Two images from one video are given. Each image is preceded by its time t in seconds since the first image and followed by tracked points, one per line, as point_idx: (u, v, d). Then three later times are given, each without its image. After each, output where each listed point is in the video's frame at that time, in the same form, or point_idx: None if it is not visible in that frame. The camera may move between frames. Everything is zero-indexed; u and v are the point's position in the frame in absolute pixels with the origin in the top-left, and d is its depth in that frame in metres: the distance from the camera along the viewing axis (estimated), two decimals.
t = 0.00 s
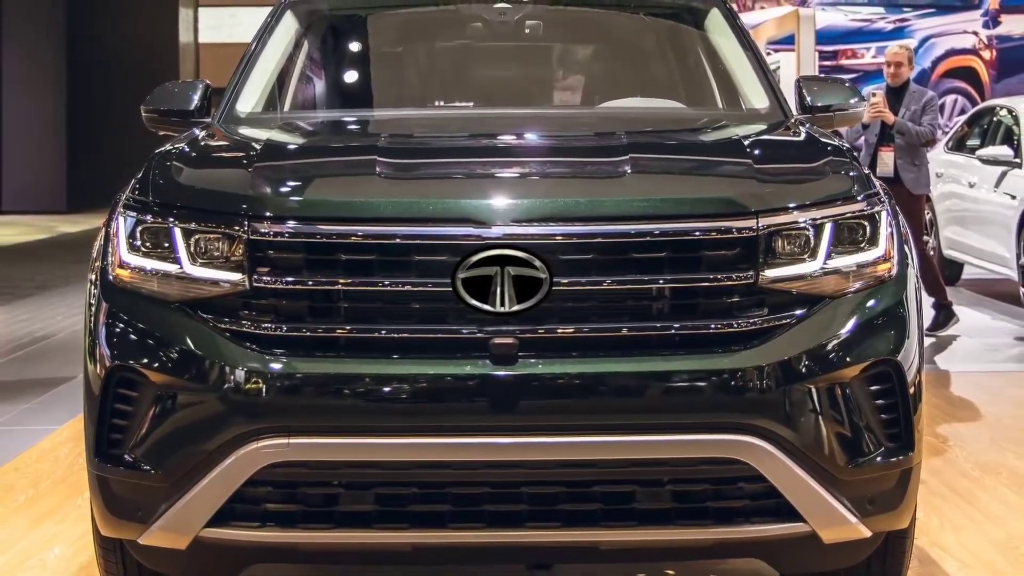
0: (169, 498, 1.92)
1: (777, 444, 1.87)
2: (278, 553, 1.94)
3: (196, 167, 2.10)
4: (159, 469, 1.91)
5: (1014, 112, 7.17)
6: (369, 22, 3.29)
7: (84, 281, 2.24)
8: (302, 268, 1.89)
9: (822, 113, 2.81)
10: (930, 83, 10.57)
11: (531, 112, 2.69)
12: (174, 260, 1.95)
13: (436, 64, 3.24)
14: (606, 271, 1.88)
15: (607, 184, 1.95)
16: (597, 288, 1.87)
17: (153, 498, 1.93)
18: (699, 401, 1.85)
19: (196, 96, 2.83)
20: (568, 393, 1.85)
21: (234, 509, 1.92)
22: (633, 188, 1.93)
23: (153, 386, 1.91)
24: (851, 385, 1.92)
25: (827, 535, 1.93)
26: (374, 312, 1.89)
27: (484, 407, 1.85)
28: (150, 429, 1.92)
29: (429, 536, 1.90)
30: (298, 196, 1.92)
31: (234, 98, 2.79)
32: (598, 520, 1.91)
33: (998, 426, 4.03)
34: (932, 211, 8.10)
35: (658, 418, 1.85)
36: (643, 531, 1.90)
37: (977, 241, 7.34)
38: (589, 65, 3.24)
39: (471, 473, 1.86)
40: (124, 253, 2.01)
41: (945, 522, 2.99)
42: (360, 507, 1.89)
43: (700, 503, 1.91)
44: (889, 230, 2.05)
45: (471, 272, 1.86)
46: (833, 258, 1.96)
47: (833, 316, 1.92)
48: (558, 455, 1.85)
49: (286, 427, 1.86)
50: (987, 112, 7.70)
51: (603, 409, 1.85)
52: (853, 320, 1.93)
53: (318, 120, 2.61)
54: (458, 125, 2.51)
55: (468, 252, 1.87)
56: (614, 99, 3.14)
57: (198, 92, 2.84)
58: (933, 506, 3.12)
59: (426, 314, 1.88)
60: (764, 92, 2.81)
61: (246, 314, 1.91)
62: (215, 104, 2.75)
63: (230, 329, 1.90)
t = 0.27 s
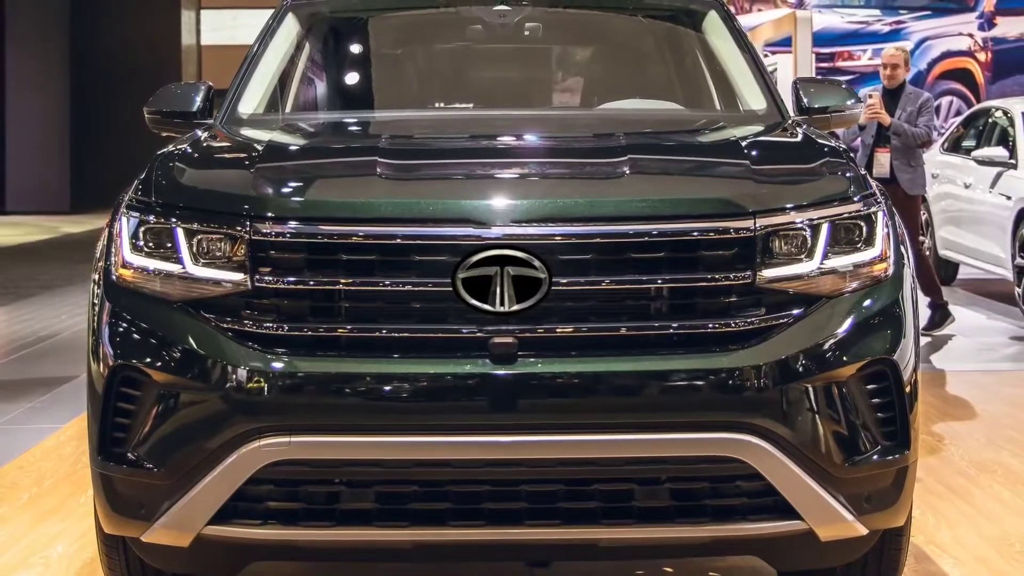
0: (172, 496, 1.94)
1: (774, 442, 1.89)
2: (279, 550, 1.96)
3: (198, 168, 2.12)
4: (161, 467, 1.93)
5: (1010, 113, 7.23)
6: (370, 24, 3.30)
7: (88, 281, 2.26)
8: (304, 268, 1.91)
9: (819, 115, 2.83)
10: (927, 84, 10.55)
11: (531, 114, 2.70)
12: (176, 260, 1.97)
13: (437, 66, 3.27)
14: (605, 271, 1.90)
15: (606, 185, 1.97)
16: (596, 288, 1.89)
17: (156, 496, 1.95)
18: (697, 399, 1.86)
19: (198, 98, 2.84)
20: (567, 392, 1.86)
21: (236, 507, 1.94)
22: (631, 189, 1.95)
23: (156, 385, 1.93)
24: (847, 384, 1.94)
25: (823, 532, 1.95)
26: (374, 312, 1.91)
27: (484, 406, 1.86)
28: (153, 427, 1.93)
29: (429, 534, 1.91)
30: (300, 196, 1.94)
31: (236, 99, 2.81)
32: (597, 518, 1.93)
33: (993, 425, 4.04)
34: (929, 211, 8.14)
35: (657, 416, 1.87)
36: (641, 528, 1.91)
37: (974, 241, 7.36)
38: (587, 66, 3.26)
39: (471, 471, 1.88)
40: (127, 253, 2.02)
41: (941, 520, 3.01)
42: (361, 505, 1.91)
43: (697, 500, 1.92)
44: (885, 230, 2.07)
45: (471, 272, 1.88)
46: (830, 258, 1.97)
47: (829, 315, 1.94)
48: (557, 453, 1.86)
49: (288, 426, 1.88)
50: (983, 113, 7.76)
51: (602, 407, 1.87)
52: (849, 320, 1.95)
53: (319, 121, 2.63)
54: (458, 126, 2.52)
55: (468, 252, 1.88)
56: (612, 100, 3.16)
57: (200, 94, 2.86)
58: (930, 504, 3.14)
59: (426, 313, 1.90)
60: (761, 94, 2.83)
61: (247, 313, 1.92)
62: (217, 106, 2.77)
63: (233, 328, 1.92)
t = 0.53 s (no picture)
0: (174, 494, 1.96)
1: (771, 441, 1.91)
2: (281, 548, 1.97)
3: (201, 169, 2.14)
4: (164, 466, 1.95)
5: (1005, 114, 7.30)
6: (371, 26, 3.30)
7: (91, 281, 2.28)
8: (305, 268, 1.92)
9: (816, 117, 2.85)
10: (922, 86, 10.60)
11: (531, 115, 2.72)
12: (179, 261, 1.99)
13: (438, 68, 3.30)
14: (604, 271, 1.91)
15: (604, 186, 1.98)
16: (595, 287, 1.90)
17: (158, 494, 1.97)
18: (695, 398, 1.88)
19: (200, 100, 2.86)
20: (566, 391, 1.88)
21: (237, 504, 1.95)
22: (630, 189, 1.97)
23: (159, 384, 1.94)
24: (844, 383, 1.95)
25: (820, 530, 1.97)
26: (375, 312, 1.92)
27: (483, 405, 1.88)
28: (156, 426, 1.95)
29: (430, 532, 1.93)
30: (301, 197, 1.96)
31: (238, 101, 2.83)
32: (596, 516, 1.94)
33: (989, 423, 4.06)
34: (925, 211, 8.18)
35: (655, 415, 1.89)
36: (640, 526, 1.93)
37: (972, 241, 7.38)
38: (586, 68, 3.28)
39: (471, 470, 1.89)
40: (130, 254, 2.04)
41: (937, 518, 3.03)
42: (362, 503, 1.92)
43: (695, 498, 1.94)
44: (881, 231, 2.08)
45: (471, 272, 1.90)
46: (827, 258, 1.99)
47: (826, 315, 1.96)
48: (556, 451, 1.88)
49: (289, 424, 1.89)
50: (978, 114, 7.82)
51: (601, 406, 1.88)
52: (846, 319, 1.96)
53: (321, 123, 2.65)
54: (459, 128, 2.54)
55: (467, 252, 1.90)
56: (610, 102, 3.18)
57: (203, 96, 2.88)
58: (925, 502, 3.16)
59: (426, 313, 1.92)
60: (758, 95, 2.85)
61: (249, 313, 1.94)
62: (219, 107, 2.79)
63: (235, 328, 1.94)
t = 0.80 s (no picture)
0: (177, 492, 1.97)
1: (769, 439, 1.92)
2: (283, 545, 1.99)
3: (203, 170, 2.16)
4: (166, 464, 1.97)
5: (1001, 114, 7.38)
6: (371, 29, 3.33)
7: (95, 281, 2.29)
8: (307, 268, 1.94)
9: (813, 118, 2.86)
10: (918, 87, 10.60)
11: (530, 116, 2.74)
12: (181, 261, 2.01)
13: (438, 72, 3.33)
14: (603, 270, 1.93)
15: (603, 186, 2.00)
16: (593, 287, 1.92)
17: (161, 492, 1.99)
18: (693, 397, 1.90)
19: (203, 101, 2.88)
20: (566, 389, 1.90)
21: (239, 503, 1.97)
22: (628, 190, 1.98)
23: (162, 383, 1.96)
24: (841, 381, 1.97)
25: (817, 528, 1.99)
26: (376, 311, 1.94)
27: (483, 404, 1.90)
28: (158, 424, 1.97)
29: (430, 529, 1.95)
30: (303, 197, 1.98)
31: (240, 102, 2.84)
32: (594, 513, 1.96)
33: (984, 422, 4.08)
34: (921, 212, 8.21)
35: (653, 414, 1.90)
36: (638, 524, 1.95)
37: (970, 241, 7.39)
38: (585, 70, 3.31)
39: (471, 468, 1.91)
40: (133, 254, 2.06)
41: (932, 515, 3.04)
42: (362, 501, 1.94)
43: (694, 496, 1.95)
44: (878, 231, 2.10)
45: (471, 272, 1.92)
46: (824, 258, 2.01)
47: (823, 314, 1.98)
48: (555, 450, 1.90)
49: (291, 423, 1.91)
50: (972, 116, 7.86)
51: (600, 405, 1.90)
52: (843, 319, 1.98)
53: (322, 124, 2.67)
54: (458, 129, 2.55)
55: (468, 252, 1.92)
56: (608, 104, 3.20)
57: (205, 97, 2.89)
58: (921, 500, 3.18)
59: (427, 313, 1.93)
60: (755, 96, 2.86)
61: (251, 312, 1.96)
62: (221, 109, 2.81)
63: (237, 327, 1.96)
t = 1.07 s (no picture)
0: (179, 490, 1.99)
1: (766, 438, 1.94)
2: (285, 543, 2.01)
3: (205, 171, 2.18)
4: (169, 462, 1.98)
5: (996, 116, 7.38)
6: (372, 30, 3.34)
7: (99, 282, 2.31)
8: (308, 269, 1.96)
9: (809, 119, 2.88)
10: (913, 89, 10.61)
11: (530, 118, 2.76)
12: (184, 261, 2.02)
13: (438, 73, 3.36)
14: (602, 270, 1.95)
15: (602, 187, 2.02)
16: (592, 287, 1.94)
17: (163, 491, 2.00)
18: (691, 396, 1.91)
19: (204, 103, 2.90)
20: (565, 388, 1.91)
21: (241, 501, 1.98)
22: (627, 191, 2.00)
23: (164, 382, 1.98)
24: (838, 380, 1.99)
25: (814, 526, 2.00)
26: (377, 311, 1.96)
27: (483, 403, 1.91)
28: (161, 423, 1.98)
29: (430, 527, 1.96)
30: (304, 198, 2.00)
31: (242, 103, 2.86)
32: (593, 511, 1.97)
33: (980, 421, 4.09)
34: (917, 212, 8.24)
35: (652, 412, 1.92)
36: (637, 521, 1.96)
37: (967, 241, 7.41)
38: (584, 72, 3.34)
39: (471, 466, 1.92)
40: (136, 254, 2.08)
41: (928, 513, 3.06)
42: (363, 499, 1.95)
43: (692, 494, 1.97)
44: (874, 231, 2.12)
45: (471, 272, 1.93)
46: (820, 258, 2.03)
47: (820, 314, 1.99)
48: (555, 448, 1.91)
49: (293, 421, 1.93)
50: (969, 117, 7.91)
51: (598, 404, 1.92)
52: (839, 319, 2.00)
53: (323, 125, 2.69)
54: (458, 130, 2.57)
55: (468, 253, 1.94)
56: (609, 105, 3.24)
57: (207, 99, 2.92)
58: (917, 498, 3.19)
59: (427, 312, 1.95)
60: (753, 97, 2.89)
61: (253, 312, 1.98)
62: (223, 110, 2.82)
63: (239, 327, 1.97)
